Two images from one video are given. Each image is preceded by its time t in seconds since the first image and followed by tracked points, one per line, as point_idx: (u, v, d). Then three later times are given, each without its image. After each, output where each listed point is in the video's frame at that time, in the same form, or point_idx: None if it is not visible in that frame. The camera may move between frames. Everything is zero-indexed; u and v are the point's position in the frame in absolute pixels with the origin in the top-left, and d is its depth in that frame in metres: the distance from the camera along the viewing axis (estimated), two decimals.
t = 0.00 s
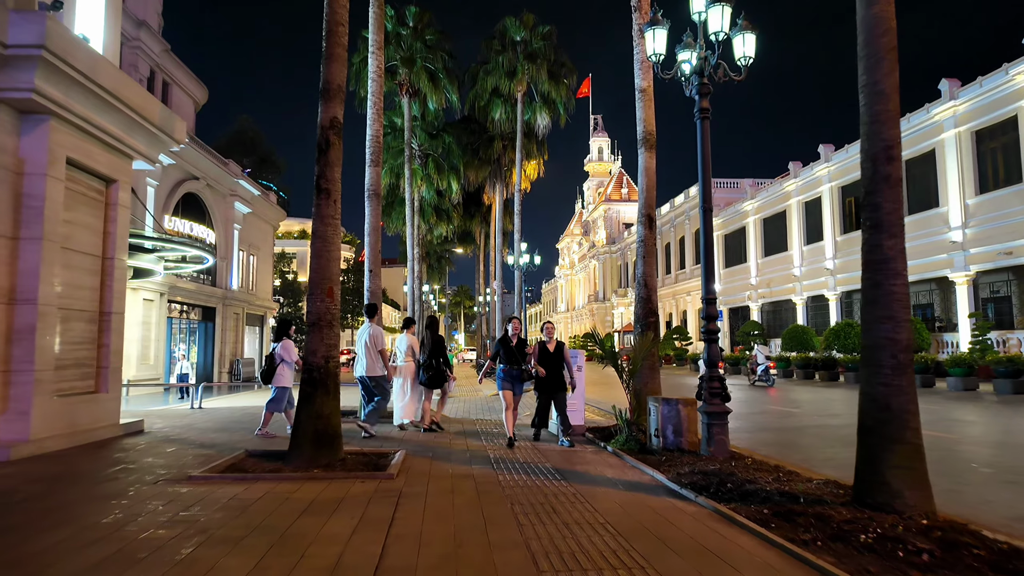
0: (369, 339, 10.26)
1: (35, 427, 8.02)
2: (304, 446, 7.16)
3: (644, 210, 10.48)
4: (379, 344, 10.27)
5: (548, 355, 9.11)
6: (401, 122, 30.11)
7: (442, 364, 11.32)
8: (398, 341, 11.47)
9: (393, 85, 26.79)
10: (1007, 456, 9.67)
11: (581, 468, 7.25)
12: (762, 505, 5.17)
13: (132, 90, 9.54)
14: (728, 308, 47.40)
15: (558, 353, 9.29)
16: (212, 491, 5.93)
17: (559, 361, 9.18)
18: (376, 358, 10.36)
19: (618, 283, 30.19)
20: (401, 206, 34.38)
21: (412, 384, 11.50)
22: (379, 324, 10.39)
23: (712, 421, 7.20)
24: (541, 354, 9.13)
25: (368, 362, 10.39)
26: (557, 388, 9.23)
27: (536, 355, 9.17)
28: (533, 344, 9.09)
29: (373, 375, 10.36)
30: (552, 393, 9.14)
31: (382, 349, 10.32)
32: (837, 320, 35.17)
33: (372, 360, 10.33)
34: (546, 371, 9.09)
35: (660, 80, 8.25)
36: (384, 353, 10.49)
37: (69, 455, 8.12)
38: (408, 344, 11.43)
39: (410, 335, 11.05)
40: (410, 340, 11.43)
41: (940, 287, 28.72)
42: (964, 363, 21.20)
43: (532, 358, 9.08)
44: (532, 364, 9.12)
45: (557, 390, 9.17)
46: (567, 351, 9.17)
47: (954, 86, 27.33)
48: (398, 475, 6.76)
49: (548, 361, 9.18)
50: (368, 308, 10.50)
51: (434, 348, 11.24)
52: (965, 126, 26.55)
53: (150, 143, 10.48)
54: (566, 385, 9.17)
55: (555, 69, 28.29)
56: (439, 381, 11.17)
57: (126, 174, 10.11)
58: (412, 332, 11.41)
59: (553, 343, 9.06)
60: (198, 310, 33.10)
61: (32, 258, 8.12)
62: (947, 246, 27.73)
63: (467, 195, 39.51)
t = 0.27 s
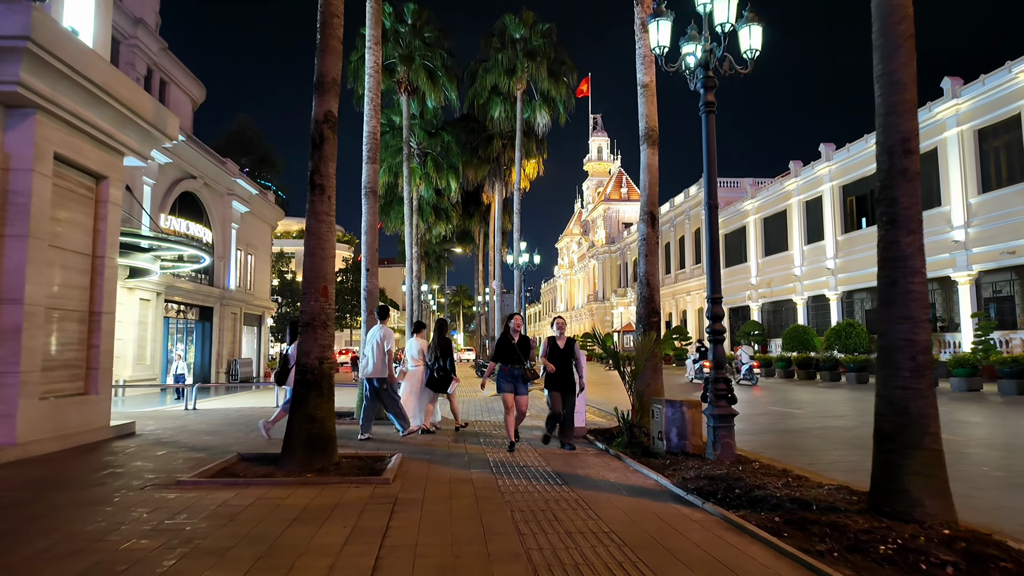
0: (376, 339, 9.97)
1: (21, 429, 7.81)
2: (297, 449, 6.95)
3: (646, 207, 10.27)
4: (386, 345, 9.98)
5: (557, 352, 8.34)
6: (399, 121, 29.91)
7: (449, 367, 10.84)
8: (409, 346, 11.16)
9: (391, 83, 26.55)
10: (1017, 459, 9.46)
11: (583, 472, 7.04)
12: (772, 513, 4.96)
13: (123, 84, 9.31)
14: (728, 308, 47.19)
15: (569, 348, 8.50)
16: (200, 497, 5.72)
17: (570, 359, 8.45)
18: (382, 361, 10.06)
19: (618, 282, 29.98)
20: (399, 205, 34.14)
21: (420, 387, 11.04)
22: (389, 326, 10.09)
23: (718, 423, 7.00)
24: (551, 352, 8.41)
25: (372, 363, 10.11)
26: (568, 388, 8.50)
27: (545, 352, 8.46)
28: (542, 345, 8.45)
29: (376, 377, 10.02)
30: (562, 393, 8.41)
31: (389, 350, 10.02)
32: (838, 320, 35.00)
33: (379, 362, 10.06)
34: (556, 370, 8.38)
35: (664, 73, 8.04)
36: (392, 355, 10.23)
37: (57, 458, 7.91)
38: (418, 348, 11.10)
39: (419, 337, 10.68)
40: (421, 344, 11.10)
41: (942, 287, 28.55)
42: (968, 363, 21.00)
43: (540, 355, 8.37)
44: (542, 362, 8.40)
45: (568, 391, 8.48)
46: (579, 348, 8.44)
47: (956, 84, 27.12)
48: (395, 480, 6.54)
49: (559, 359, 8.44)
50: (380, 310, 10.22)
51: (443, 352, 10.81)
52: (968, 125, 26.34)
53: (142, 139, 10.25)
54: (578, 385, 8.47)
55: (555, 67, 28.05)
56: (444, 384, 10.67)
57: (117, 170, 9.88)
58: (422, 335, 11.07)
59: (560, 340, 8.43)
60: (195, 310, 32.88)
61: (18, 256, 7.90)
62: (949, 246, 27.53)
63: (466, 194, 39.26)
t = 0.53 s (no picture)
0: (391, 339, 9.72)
1: None
2: (286, 449, 6.66)
3: (648, 200, 9.98)
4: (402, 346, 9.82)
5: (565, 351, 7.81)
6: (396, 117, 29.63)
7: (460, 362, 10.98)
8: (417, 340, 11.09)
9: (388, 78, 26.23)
10: None
11: (584, 473, 6.76)
12: (786, 516, 4.68)
13: (107, 72, 9.01)
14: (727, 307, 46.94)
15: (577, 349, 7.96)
16: (181, 499, 5.42)
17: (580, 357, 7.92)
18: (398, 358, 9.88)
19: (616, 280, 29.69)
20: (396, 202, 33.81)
21: (431, 383, 11.06)
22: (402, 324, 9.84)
23: (725, 422, 6.72)
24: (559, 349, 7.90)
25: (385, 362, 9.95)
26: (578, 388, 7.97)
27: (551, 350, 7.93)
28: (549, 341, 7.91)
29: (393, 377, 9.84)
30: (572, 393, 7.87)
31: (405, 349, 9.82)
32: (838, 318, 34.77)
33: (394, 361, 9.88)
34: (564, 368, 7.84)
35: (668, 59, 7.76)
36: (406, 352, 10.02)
37: (37, 458, 7.61)
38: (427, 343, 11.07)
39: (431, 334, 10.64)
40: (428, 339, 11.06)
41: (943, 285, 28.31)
42: (973, 361, 20.72)
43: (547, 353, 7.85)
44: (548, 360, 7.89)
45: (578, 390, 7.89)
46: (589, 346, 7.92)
47: (959, 80, 26.87)
48: (387, 481, 6.25)
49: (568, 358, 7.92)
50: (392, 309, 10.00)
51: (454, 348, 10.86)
52: (971, 121, 26.08)
53: (128, 129, 9.93)
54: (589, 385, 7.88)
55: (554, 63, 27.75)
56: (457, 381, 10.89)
57: (103, 161, 9.58)
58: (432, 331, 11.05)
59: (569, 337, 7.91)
60: (190, 309, 32.55)
61: None
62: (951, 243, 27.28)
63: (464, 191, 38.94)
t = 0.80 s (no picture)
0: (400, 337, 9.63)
1: None
2: (277, 455, 6.40)
3: (651, 196, 9.73)
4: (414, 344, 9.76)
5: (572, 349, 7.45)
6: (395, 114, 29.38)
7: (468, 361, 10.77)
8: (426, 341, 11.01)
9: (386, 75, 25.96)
10: None
11: (586, 479, 6.51)
12: (802, 528, 4.43)
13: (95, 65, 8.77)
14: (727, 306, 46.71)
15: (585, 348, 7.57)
16: (164, 509, 5.16)
17: (590, 358, 7.50)
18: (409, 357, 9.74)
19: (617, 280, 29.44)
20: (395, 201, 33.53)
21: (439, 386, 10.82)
22: (410, 322, 9.77)
23: (732, 426, 6.46)
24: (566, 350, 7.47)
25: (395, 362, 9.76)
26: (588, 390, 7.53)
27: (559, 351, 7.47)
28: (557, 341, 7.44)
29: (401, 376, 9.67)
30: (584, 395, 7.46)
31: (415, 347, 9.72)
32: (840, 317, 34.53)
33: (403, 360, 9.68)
34: (575, 370, 7.40)
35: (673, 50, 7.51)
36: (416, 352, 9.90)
37: (19, 462, 7.35)
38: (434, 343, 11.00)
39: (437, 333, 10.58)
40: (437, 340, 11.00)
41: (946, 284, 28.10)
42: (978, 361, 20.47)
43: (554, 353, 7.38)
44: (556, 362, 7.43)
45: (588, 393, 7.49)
46: (598, 347, 7.51)
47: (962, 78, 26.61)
48: (382, 489, 5.98)
49: (576, 359, 7.51)
50: (398, 307, 9.92)
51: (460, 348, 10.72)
52: (975, 118, 25.82)
53: (116, 123, 9.65)
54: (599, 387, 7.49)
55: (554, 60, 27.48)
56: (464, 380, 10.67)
57: (91, 156, 9.33)
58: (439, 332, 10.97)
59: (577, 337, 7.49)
60: (187, 308, 32.29)
61: None
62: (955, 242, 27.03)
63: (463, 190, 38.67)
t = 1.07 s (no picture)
0: (410, 338, 9.37)
1: None
2: (270, 460, 6.14)
3: (656, 193, 9.45)
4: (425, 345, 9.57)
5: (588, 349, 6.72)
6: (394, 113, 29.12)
7: (479, 363, 10.33)
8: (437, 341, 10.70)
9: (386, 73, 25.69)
10: None
11: (592, 486, 6.25)
12: (823, 542, 4.18)
13: (83, 56, 8.53)
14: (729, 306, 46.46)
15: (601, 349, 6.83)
16: (150, 520, 4.91)
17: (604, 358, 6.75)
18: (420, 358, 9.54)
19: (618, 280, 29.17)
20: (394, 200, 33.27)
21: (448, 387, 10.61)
22: (419, 323, 9.52)
23: (744, 430, 6.20)
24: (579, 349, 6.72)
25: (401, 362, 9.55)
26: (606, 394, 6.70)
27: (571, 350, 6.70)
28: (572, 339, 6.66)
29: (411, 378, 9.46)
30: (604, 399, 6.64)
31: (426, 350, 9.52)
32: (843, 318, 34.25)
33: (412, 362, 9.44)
34: (590, 372, 6.63)
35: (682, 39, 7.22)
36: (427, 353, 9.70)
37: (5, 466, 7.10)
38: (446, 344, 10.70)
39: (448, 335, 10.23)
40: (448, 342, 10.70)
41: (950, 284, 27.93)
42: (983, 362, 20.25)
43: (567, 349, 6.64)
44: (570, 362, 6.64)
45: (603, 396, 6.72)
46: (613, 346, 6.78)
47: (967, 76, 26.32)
48: (379, 497, 5.72)
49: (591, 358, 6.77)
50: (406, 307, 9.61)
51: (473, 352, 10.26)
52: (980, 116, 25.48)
53: (105, 116, 9.38)
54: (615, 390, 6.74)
55: (555, 57, 27.21)
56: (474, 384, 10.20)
57: (80, 152, 9.09)
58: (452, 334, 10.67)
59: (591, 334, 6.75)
60: (186, 308, 32.00)
61: None
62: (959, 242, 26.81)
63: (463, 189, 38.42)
